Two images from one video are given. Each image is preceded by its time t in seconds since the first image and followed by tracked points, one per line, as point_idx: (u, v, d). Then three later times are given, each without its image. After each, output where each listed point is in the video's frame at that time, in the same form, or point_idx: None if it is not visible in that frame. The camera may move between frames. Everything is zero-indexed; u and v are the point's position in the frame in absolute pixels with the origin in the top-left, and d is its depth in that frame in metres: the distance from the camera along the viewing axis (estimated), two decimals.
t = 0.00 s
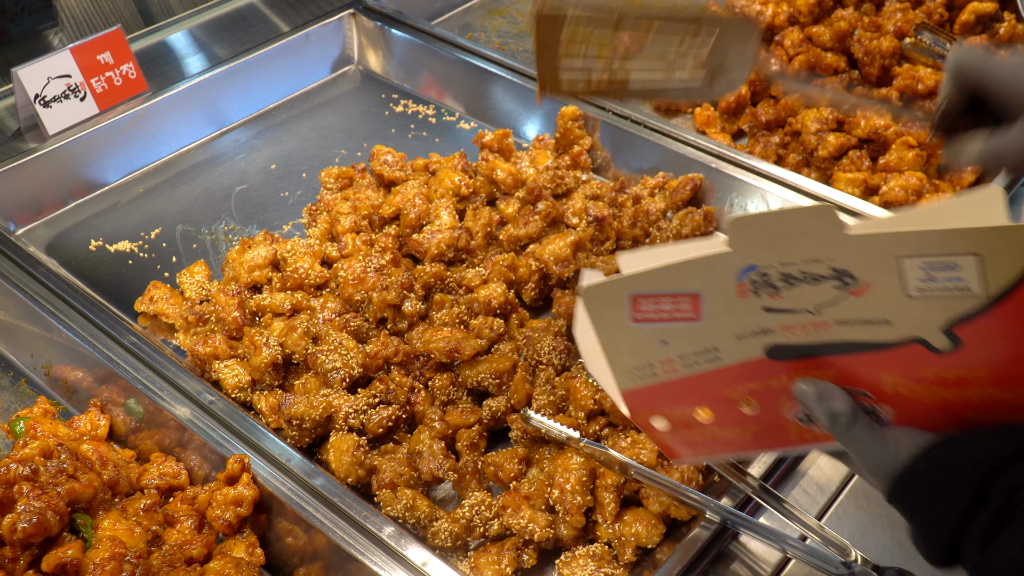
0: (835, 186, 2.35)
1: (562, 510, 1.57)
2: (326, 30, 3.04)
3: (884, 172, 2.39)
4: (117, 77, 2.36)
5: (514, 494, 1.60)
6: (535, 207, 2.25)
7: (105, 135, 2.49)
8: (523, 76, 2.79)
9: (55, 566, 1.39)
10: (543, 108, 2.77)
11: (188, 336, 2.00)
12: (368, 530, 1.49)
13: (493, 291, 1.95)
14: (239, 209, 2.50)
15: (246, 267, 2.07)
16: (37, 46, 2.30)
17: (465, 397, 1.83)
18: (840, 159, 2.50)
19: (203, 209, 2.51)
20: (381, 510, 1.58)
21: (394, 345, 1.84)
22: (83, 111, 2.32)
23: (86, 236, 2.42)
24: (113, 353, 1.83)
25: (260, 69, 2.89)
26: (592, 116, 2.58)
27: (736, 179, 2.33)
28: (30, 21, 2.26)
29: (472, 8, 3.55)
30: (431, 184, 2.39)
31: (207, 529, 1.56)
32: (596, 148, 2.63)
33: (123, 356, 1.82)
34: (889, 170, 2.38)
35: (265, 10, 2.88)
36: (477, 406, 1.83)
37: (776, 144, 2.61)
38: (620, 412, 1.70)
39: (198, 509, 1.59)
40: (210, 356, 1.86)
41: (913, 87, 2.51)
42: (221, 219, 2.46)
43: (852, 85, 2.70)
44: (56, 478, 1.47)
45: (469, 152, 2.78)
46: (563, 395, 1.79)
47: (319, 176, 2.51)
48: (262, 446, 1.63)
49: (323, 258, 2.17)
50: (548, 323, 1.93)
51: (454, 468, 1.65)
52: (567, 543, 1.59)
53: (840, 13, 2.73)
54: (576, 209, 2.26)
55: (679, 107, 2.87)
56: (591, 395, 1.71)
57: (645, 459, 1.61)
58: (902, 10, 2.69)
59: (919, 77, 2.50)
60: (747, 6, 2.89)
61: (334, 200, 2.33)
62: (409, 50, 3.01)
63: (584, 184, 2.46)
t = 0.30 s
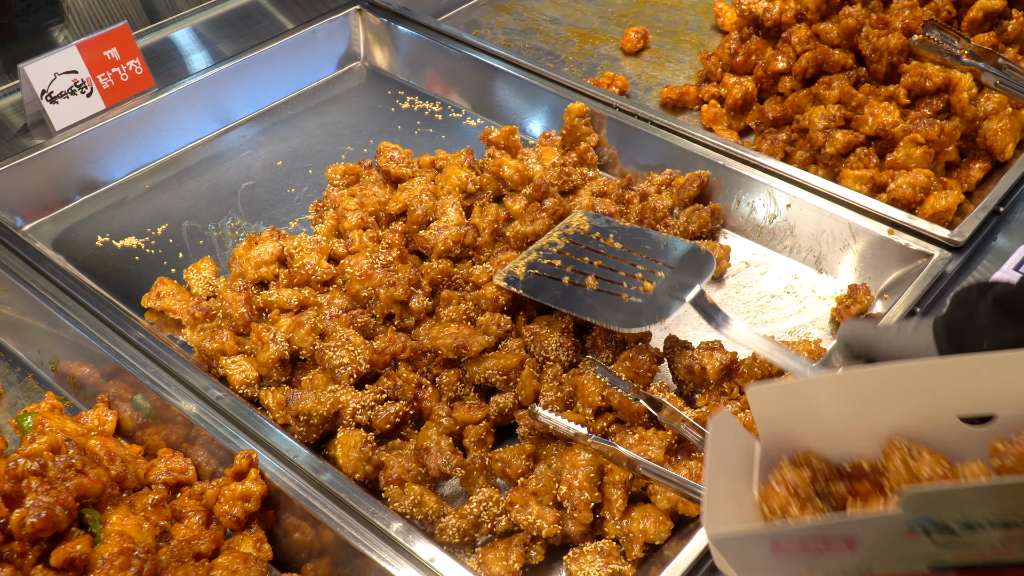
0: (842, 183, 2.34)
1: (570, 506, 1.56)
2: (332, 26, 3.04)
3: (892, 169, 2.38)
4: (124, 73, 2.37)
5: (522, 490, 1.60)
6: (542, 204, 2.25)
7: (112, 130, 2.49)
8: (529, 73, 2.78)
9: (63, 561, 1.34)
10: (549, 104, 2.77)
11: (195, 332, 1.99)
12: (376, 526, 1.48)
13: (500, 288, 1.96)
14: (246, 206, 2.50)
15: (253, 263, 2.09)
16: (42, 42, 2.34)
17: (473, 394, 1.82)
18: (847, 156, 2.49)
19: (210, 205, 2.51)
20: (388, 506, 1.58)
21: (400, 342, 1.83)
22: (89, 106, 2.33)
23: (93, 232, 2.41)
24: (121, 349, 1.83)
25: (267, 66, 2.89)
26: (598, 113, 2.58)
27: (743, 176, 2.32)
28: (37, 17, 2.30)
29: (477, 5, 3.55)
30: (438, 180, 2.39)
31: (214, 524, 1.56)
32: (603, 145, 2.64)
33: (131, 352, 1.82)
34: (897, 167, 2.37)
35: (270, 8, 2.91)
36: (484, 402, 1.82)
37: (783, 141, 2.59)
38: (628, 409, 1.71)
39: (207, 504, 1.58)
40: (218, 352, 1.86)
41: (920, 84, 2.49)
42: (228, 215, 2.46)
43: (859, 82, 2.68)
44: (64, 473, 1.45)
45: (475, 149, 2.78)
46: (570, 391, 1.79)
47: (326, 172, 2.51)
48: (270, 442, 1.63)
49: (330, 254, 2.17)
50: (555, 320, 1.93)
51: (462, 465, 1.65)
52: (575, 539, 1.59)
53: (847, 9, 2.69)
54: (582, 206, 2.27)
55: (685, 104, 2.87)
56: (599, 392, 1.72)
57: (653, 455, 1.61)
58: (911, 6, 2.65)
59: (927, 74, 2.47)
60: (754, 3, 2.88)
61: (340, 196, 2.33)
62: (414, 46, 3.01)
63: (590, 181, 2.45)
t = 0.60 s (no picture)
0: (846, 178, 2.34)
1: (575, 501, 1.57)
2: (336, 23, 3.03)
3: (896, 164, 2.37)
4: (127, 70, 2.38)
5: (526, 485, 1.60)
6: (546, 200, 2.24)
7: (116, 127, 2.49)
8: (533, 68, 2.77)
9: (68, 557, 1.34)
10: (553, 100, 2.76)
11: (199, 328, 1.99)
12: (380, 521, 1.49)
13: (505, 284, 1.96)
14: (249, 203, 2.50)
15: (257, 260, 2.08)
16: (44, 40, 2.35)
17: (477, 389, 1.82)
18: (851, 151, 2.48)
19: (213, 202, 2.50)
20: (393, 501, 1.58)
21: (405, 337, 1.82)
22: (93, 103, 2.34)
23: (97, 228, 2.41)
24: (126, 345, 1.83)
25: (269, 63, 2.89)
26: (602, 109, 2.57)
27: (747, 171, 2.32)
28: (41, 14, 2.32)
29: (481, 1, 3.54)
30: (442, 176, 2.39)
31: (219, 520, 1.55)
32: (606, 141, 2.63)
33: (136, 349, 1.83)
34: (902, 162, 2.36)
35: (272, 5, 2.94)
36: (488, 398, 1.82)
37: (788, 136, 2.55)
38: (633, 404, 1.71)
39: (211, 500, 1.58)
40: (222, 348, 1.87)
41: (925, 79, 2.48)
42: (231, 212, 2.45)
43: (863, 77, 2.67)
44: (69, 468, 1.45)
45: (479, 145, 2.77)
46: (574, 388, 1.80)
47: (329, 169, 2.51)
48: (274, 438, 1.63)
49: (334, 251, 2.17)
50: (559, 315, 1.93)
51: (466, 460, 1.65)
52: (579, 535, 1.59)
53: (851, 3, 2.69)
54: (586, 201, 2.27)
55: (689, 100, 2.86)
56: (604, 387, 1.72)
57: (657, 450, 1.61)
58: (914, 2, 2.64)
59: (931, 69, 2.46)
60: None
61: (344, 192, 2.33)
62: (417, 42, 3.01)
63: (594, 176, 2.45)
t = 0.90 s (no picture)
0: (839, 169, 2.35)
1: (566, 488, 1.58)
2: (333, 17, 3.05)
3: (889, 155, 2.38)
4: (124, 65, 2.39)
5: (518, 473, 1.61)
6: (540, 191, 2.25)
7: (113, 121, 2.51)
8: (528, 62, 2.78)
9: (63, 542, 1.35)
10: (548, 93, 2.77)
11: (196, 319, 2.00)
12: (372, 508, 1.50)
13: (499, 275, 1.97)
14: (245, 196, 2.51)
15: (252, 252, 2.09)
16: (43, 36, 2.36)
17: (470, 378, 1.83)
18: (845, 142, 2.48)
19: (210, 195, 2.51)
20: (385, 489, 1.59)
21: (399, 327, 1.84)
22: (90, 98, 2.35)
23: (95, 222, 2.43)
24: (121, 336, 1.85)
25: (266, 58, 2.90)
26: (596, 102, 2.59)
27: (740, 162, 2.33)
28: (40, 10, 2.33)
29: None
30: (437, 169, 2.40)
31: (214, 507, 1.57)
32: (601, 133, 2.64)
33: (132, 339, 1.84)
34: (895, 153, 2.37)
35: None
36: (481, 387, 1.83)
37: (781, 128, 2.58)
38: (624, 392, 1.73)
39: (206, 487, 1.60)
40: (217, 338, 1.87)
41: (918, 70, 2.49)
42: (228, 205, 2.46)
43: (857, 69, 2.68)
44: (64, 456, 1.47)
45: (475, 139, 2.79)
46: (567, 376, 1.80)
47: (325, 162, 2.53)
48: (269, 427, 1.64)
49: (329, 243, 2.18)
50: (552, 305, 1.94)
51: (458, 448, 1.67)
52: (570, 521, 1.60)
53: None
54: (581, 193, 2.29)
55: (684, 93, 2.87)
56: (595, 376, 1.72)
57: (649, 438, 1.63)
58: None
59: (925, 60, 2.47)
60: None
61: (339, 184, 2.34)
62: (413, 36, 3.02)
63: (589, 168, 2.47)
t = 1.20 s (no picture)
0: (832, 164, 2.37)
1: (548, 471, 1.62)
2: (339, 12, 3.10)
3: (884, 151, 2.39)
4: (134, 56, 2.44)
5: (502, 456, 1.65)
6: (536, 183, 2.28)
7: (120, 111, 2.57)
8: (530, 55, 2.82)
9: (57, 513, 1.41)
10: (548, 85, 2.79)
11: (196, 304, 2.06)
12: (358, 487, 1.55)
13: (491, 264, 2.01)
14: (249, 185, 2.55)
15: (252, 239, 2.14)
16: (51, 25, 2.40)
17: (459, 364, 1.87)
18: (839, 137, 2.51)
19: (214, 184, 2.56)
20: (372, 469, 1.64)
21: (391, 313, 1.89)
22: (100, 88, 2.40)
23: (102, 209, 2.49)
24: (123, 319, 1.91)
25: (272, 51, 2.95)
26: (595, 96, 2.62)
27: (735, 157, 2.35)
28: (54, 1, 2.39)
29: None
30: (435, 160, 2.44)
31: (206, 484, 1.62)
32: (599, 127, 2.66)
33: (133, 322, 1.90)
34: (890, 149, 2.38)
35: None
36: (471, 373, 1.87)
37: (776, 123, 2.61)
38: (610, 379, 1.76)
39: (198, 465, 1.64)
40: (215, 323, 1.93)
41: (914, 66, 2.55)
42: (231, 194, 2.51)
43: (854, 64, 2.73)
44: (61, 431, 1.52)
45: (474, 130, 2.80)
46: (554, 363, 1.84)
47: (326, 152, 2.57)
48: (262, 408, 1.69)
49: (328, 231, 2.22)
50: (542, 294, 1.97)
51: (445, 432, 1.70)
52: (552, 504, 1.64)
53: None
54: (576, 184, 2.32)
55: (683, 87, 2.90)
56: (582, 363, 1.77)
57: (631, 424, 1.67)
58: None
59: (921, 56, 2.52)
60: None
61: (340, 174, 2.38)
62: (420, 31, 3.06)
63: (585, 161, 2.49)
